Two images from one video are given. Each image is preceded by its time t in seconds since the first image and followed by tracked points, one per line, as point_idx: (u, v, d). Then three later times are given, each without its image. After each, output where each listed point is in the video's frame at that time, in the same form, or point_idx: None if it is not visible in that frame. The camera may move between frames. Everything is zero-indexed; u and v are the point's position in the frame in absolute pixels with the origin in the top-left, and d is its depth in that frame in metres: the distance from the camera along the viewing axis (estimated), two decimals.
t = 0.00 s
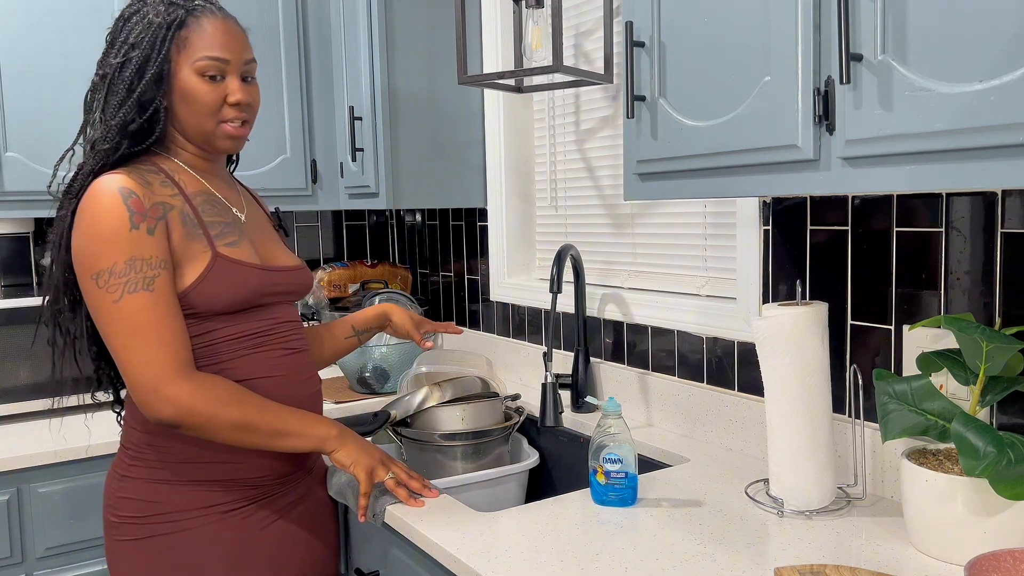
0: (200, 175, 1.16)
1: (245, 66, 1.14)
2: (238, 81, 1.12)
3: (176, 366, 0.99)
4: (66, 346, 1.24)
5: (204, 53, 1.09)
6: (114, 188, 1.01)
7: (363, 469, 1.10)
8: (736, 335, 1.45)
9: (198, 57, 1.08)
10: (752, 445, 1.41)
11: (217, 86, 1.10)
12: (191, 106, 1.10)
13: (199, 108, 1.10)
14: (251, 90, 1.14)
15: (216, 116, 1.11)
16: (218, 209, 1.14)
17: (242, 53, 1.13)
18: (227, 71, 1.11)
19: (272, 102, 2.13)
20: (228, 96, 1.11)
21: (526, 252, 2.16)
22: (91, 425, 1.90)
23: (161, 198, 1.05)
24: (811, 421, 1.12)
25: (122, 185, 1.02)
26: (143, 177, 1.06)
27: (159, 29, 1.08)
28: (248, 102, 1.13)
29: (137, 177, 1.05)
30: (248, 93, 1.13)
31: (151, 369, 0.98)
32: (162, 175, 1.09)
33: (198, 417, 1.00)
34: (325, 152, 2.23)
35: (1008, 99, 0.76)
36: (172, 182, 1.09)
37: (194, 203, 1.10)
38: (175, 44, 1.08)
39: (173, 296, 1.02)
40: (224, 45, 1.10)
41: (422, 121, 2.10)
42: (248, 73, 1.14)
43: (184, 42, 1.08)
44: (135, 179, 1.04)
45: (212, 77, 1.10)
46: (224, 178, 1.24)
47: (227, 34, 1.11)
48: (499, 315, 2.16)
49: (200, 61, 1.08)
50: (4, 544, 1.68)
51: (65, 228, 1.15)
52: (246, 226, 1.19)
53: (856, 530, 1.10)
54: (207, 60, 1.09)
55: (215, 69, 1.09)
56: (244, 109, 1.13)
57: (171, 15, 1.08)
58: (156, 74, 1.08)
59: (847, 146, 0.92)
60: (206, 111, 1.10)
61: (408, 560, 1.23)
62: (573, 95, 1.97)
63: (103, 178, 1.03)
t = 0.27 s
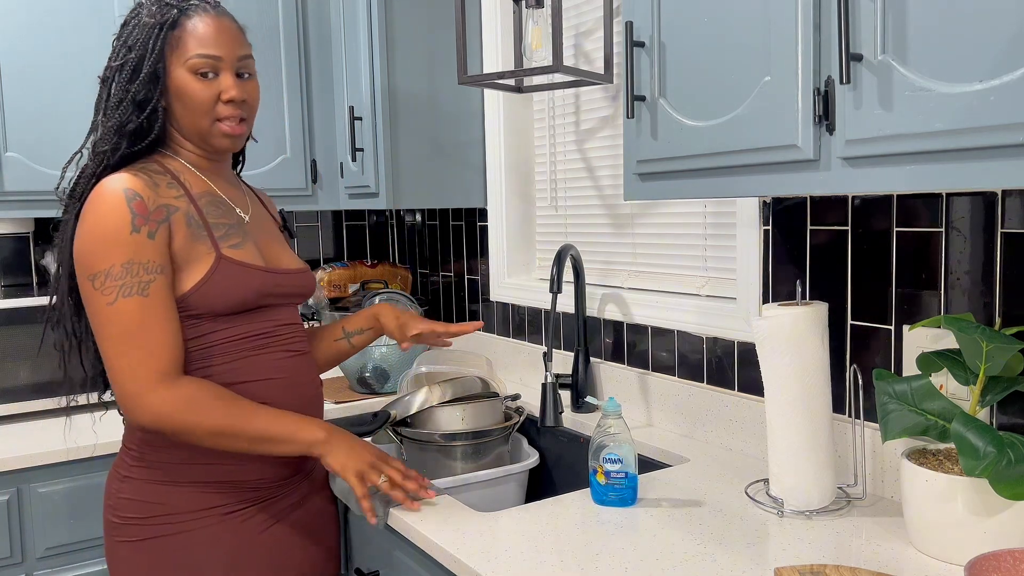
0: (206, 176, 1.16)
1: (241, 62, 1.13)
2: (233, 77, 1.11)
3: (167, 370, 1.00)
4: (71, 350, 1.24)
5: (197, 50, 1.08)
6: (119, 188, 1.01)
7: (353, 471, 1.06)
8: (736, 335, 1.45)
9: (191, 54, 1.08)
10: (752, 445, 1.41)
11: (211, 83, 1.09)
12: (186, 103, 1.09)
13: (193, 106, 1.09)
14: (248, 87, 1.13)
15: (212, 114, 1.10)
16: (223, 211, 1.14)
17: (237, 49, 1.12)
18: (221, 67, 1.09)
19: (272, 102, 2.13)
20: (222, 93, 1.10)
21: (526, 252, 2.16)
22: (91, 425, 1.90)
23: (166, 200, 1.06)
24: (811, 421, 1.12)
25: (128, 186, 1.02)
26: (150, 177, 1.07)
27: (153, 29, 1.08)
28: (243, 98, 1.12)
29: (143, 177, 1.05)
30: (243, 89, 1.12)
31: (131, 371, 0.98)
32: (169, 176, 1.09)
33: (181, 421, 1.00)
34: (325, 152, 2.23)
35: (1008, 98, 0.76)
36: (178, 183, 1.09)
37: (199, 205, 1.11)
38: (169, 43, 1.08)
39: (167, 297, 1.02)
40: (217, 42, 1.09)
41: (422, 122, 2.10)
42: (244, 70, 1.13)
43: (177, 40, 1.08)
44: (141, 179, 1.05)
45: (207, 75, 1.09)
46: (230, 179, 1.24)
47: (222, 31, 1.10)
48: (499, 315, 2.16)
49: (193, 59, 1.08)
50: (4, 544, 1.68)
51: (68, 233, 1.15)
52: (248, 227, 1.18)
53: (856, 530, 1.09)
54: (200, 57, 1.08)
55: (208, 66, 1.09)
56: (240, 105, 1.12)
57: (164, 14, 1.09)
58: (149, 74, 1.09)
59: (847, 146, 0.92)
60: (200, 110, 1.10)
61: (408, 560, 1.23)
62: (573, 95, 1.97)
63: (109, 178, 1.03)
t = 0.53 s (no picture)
0: (211, 178, 1.17)
1: (237, 60, 1.11)
2: (227, 75, 1.10)
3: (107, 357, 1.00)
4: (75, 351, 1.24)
5: (192, 50, 1.09)
6: (99, 190, 1.04)
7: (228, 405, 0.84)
8: (737, 335, 1.45)
9: (186, 54, 1.09)
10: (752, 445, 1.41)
11: (205, 82, 1.09)
12: (183, 103, 1.10)
13: (194, 107, 1.10)
14: (245, 84, 1.12)
15: (207, 114, 1.10)
16: (219, 213, 1.14)
17: (232, 47, 1.11)
18: (213, 66, 1.09)
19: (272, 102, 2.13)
20: (217, 92, 1.09)
21: (526, 252, 2.16)
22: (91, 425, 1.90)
23: (149, 202, 1.07)
24: (811, 421, 1.12)
25: (108, 188, 1.04)
26: (139, 180, 1.09)
27: (150, 32, 1.10)
28: (237, 96, 1.11)
29: (132, 180, 1.08)
30: (239, 87, 1.11)
31: (75, 362, 1.00)
32: (160, 178, 1.11)
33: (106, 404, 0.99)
34: (325, 152, 2.23)
35: (1008, 98, 0.76)
36: (168, 186, 1.11)
37: (190, 207, 1.11)
38: (167, 45, 1.10)
39: (128, 293, 1.03)
40: (212, 41, 1.09)
41: (422, 122, 2.10)
42: (241, 67, 1.12)
43: (174, 41, 1.09)
44: (130, 182, 1.07)
45: (202, 74, 1.09)
46: (245, 179, 1.24)
47: (218, 30, 1.10)
48: (499, 315, 2.16)
49: (187, 59, 1.09)
50: (4, 544, 1.68)
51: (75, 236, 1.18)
52: (250, 229, 1.18)
53: (856, 530, 1.10)
54: (194, 57, 1.09)
55: (201, 66, 1.09)
56: (236, 104, 1.11)
57: (163, 16, 1.10)
58: (147, 76, 1.11)
59: (847, 146, 0.92)
60: (199, 109, 1.10)
61: (408, 560, 1.23)
62: (573, 95, 1.97)
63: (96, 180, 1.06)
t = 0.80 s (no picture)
0: (217, 179, 1.18)
1: (231, 58, 1.11)
2: (221, 74, 1.10)
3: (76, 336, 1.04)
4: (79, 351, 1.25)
5: (186, 50, 1.09)
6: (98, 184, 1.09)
7: None
8: (737, 335, 1.45)
9: (181, 54, 1.09)
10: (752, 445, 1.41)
11: (198, 82, 1.09)
12: (181, 105, 1.12)
13: (192, 107, 1.10)
14: (239, 81, 1.11)
15: (202, 114, 1.11)
16: (215, 213, 1.14)
17: (225, 45, 1.10)
18: (206, 66, 1.09)
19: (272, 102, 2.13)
20: (209, 91, 1.09)
21: (526, 252, 2.16)
22: (91, 425, 1.89)
23: (142, 197, 1.10)
24: (811, 421, 1.12)
25: (104, 183, 1.09)
26: (140, 177, 1.12)
27: (152, 35, 1.13)
28: (229, 93, 1.10)
29: (131, 176, 1.12)
30: (232, 84, 1.10)
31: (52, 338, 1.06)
32: (161, 176, 1.14)
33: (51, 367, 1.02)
34: (325, 151, 2.26)
35: (1008, 99, 0.76)
36: (167, 184, 1.13)
37: (186, 205, 1.12)
38: (165, 48, 1.11)
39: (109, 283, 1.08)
40: (206, 40, 1.09)
41: (422, 121, 2.10)
42: (236, 64, 1.11)
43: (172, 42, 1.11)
44: (128, 178, 1.11)
45: (196, 74, 1.10)
46: (256, 178, 1.23)
47: (212, 29, 1.10)
48: (499, 315, 2.16)
49: (182, 60, 1.09)
50: (4, 544, 1.68)
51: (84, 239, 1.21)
52: (250, 228, 1.16)
53: (857, 530, 1.10)
54: (188, 57, 1.09)
55: (194, 66, 1.09)
56: (229, 102, 1.11)
57: (165, 21, 1.12)
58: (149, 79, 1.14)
59: (847, 146, 0.92)
60: (196, 109, 1.10)
61: (408, 560, 1.23)
62: (573, 95, 1.97)
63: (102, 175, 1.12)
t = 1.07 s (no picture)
0: (225, 180, 1.18)
1: (230, 60, 1.10)
2: (221, 77, 1.09)
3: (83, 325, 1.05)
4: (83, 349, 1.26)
5: (187, 55, 1.09)
6: (105, 184, 1.12)
7: None
8: (737, 335, 1.45)
9: (183, 59, 1.09)
10: (752, 445, 1.41)
11: (199, 87, 1.09)
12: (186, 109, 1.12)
13: (193, 110, 1.10)
14: (240, 85, 1.10)
15: (205, 118, 1.10)
16: (215, 213, 1.13)
17: (224, 48, 1.09)
18: (205, 70, 1.09)
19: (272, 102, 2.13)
20: (208, 95, 1.08)
21: (526, 252, 2.16)
22: (91, 425, 1.89)
23: (144, 195, 1.12)
24: (812, 422, 1.12)
25: (111, 183, 1.12)
26: (146, 176, 1.15)
27: (161, 39, 1.15)
28: (229, 96, 1.09)
29: (138, 176, 1.14)
30: (232, 88, 1.09)
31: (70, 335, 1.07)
32: (169, 174, 1.16)
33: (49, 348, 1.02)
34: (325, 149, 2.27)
35: (1008, 98, 0.76)
36: (173, 182, 1.14)
37: (187, 203, 1.13)
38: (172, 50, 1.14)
39: (110, 277, 1.09)
40: (206, 44, 1.09)
41: (422, 121, 2.10)
42: (236, 67, 1.10)
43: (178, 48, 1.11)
44: (135, 178, 1.14)
45: (197, 78, 1.09)
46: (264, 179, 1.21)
47: (213, 32, 1.09)
48: (499, 315, 2.16)
49: (184, 65, 1.09)
50: (4, 544, 1.68)
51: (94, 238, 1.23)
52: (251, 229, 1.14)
53: (857, 530, 1.10)
54: (189, 62, 1.09)
55: (195, 71, 1.09)
56: (230, 105, 1.10)
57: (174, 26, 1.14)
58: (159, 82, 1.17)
59: (846, 146, 0.92)
60: (197, 112, 1.10)
61: (408, 560, 1.23)
62: (573, 95, 1.97)
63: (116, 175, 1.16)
